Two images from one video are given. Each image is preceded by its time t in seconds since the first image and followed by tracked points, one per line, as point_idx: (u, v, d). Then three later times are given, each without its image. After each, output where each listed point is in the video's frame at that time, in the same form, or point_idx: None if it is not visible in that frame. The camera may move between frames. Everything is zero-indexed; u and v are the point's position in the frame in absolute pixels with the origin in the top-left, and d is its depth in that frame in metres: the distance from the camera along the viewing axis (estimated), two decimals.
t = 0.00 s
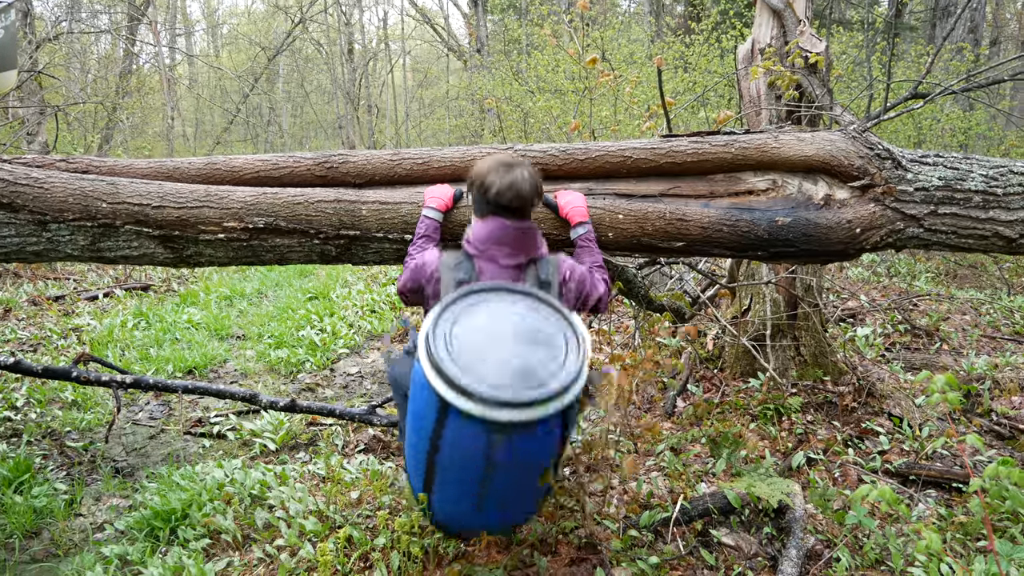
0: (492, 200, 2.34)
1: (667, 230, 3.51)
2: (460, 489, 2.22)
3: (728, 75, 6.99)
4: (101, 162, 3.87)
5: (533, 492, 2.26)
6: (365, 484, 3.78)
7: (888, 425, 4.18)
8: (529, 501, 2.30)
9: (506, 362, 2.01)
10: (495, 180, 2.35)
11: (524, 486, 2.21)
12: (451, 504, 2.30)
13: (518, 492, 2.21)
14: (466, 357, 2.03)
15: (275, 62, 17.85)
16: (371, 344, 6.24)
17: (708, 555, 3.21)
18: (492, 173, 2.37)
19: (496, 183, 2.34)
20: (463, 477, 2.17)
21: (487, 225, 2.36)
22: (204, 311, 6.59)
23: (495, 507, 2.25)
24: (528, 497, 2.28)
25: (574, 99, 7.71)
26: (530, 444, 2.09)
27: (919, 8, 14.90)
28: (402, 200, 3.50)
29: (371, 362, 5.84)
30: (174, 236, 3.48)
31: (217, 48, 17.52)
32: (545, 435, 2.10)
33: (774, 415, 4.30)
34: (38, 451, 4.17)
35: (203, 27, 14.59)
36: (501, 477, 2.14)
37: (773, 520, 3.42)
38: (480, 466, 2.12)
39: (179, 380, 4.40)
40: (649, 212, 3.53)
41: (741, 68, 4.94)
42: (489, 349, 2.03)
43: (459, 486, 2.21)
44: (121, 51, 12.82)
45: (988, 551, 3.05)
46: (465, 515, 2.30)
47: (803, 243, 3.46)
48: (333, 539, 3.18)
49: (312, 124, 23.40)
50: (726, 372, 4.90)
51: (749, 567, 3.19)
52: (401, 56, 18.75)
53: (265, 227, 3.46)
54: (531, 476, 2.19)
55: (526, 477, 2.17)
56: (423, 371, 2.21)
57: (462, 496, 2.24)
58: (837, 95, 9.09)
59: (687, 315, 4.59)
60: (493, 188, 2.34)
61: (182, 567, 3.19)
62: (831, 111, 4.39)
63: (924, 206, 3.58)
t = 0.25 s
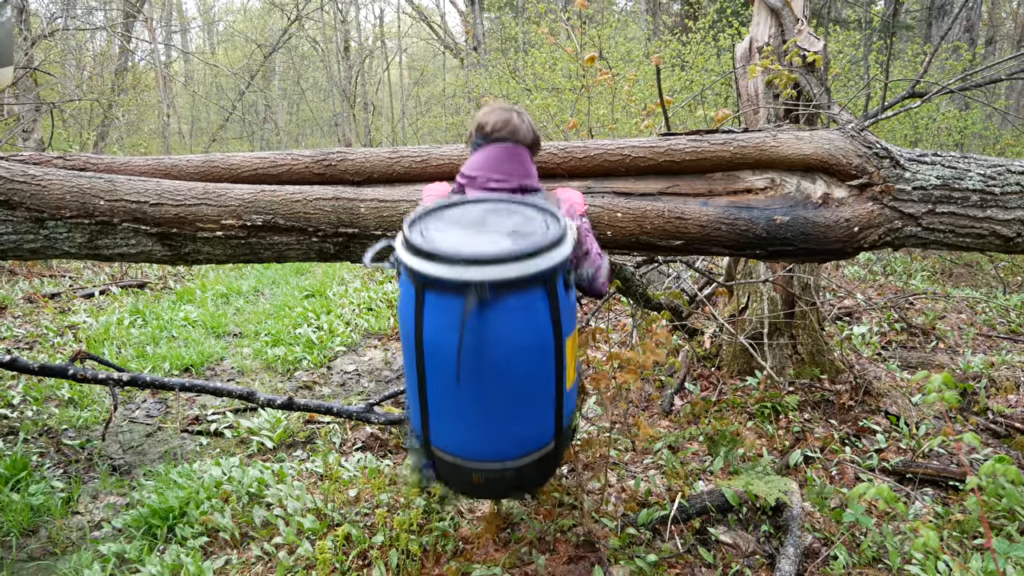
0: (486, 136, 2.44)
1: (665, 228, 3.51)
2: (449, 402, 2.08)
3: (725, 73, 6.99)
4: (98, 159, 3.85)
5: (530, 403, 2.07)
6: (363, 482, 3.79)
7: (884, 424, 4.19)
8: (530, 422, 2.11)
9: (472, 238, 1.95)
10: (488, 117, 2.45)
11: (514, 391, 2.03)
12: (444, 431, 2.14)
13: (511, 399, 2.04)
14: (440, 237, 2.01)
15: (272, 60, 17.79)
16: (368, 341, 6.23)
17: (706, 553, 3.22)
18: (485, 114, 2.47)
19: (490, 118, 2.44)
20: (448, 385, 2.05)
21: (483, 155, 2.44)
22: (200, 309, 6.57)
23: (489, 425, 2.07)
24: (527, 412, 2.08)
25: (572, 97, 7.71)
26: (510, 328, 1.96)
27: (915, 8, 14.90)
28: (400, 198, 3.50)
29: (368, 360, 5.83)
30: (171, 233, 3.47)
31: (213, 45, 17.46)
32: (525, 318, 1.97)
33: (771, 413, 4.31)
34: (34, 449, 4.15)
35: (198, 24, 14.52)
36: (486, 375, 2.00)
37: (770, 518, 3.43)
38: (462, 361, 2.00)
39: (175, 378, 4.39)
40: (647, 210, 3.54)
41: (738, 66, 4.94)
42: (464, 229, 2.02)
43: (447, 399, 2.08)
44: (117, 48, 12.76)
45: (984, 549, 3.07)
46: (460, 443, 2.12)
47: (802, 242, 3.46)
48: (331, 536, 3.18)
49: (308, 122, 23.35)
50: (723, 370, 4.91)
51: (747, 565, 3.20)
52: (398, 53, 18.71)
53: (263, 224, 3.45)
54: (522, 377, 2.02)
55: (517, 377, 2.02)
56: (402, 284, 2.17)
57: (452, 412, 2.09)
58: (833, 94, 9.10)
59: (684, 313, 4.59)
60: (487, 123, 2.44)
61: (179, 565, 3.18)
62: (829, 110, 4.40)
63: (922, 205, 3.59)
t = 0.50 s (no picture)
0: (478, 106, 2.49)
1: (664, 226, 3.51)
2: (430, 322, 2.07)
3: (723, 71, 6.98)
4: (95, 156, 3.84)
5: (511, 319, 2.03)
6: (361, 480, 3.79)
7: (882, 422, 4.20)
8: (514, 342, 2.06)
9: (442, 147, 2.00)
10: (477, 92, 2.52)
11: (494, 304, 2.01)
12: (429, 357, 2.11)
13: (491, 313, 2.01)
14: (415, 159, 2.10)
15: (268, 57, 17.74)
16: (366, 339, 6.22)
17: (705, 550, 3.22)
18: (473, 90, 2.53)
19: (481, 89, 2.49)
20: (429, 304, 2.04)
21: (477, 119, 2.42)
22: (197, 306, 6.56)
23: (471, 343, 2.04)
24: (509, 329, 2.04)
25: (569, 95, 7.69)
26: (484, 235, 1.97)
27: (911, 7, 14.90)
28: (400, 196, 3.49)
29: (366, 358, 5.82)
30: (169, 230, 3.46)
31: (209, 42, 17.40)
32: (498, 225, 1.98)
33: (769, 411, 4.31)
34: (32, 446, 4.14)
35: (194, 21, 14.47)
36: (463, 285, 1.99)
37: (768, 515, 3.44)
38: (440, 275, 2.00)
39: (173, 376, 4.38)
40: (646, 208, 3.53)
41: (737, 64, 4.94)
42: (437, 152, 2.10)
43: (428, 320, 2.07)
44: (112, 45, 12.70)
45: (981, 546, 3.08)
46: (445, 367, 2.09)
47: (800, 240, 3.47)
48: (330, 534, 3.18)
49: (304, 119, 23.30)
50: (721, 368, 4.91)
51: (745, 562, 3.21)
52: (395, 51, 18.67)
53: (261, 222, 3.44)
54: (499, 290, 2.00)
55: (495, 289, 1.99)
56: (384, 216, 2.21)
57: (434, 334, 2.07)
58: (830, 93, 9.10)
59: (682, 311, 4.59)
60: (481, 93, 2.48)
61: (178, 563, 3.18)
62: (827, 108, 4.40)
63: (920, 203, 3.60)
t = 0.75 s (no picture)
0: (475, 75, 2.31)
1: (663, 223, 3.51)
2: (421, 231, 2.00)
3: (721, 69, 6.97)
4: (93, 152, 3.84)
5: (508, 231, 1.98)
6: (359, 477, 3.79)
7: (879, 420, 4.20)
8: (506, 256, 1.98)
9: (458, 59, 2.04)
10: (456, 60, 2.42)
11: (491, 212, 1.95)
12: (415, 267, 2.02)
13: (486, 223, 1.95)
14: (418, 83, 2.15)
15: (265, 54, 17.69)
16: (363, 337, 6.21)
17: (703, 548, 3.22)
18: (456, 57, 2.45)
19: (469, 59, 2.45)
20: (421, 210, 1.99)
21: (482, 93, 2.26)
22: (194, 304, 6.54)
23: (460, 256, 1.96)
24: (502, 243, 1.97)
25: (567, 92, 7.68)
26: (489, 140, 1.97)
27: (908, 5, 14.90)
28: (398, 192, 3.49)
29: (363, 356, 5.82)
30: (167, 227, 3.45)
31: (206, 39, 17.35)
32: (504, 135, 1.98)
33: (767, 409, 4.31)
34: (28, 444, 4.13)
35: (191, 17, 14.42)
36: (462, 187, 1.95)
37: (766, 513, 3.44)
38: (438, 178, 1.96)
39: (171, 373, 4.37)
40: (645, 205, 3.53)
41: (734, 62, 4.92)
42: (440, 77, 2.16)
43: (420, 227, 2.00)
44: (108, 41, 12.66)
45: (979, 544, 3.08)
46: (430, 278, 1.99)
47: (799, 238, 3.46)
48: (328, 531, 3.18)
49: (301, 117, 23.25)
50: (719, 366, 4.91)
51: (743, 560, 3.21)
52: (392, 48, 18.62)
53: (260, 218, 3.43)
54: (498, 199, 1.96)
55: (494, 196, 1.95)
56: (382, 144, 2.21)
57: (427, 244, 1.99)
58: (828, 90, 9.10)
59: (680, 309, 4.59)
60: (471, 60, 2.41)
61: (175, 560, 3.17)
62: (826, 106, 4.40)
63: (918, 201, 3.61)
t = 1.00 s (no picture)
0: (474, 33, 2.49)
1: (660, 221, 3.49)
2: (409, 152, 2.01)
3: (719, 67, 6.97)
4: (88, 149, 3.82)
5: (495, 155, 1.99)
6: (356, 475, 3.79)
7: (876, 417, 4.21)
8: (493, 182, 1.99)
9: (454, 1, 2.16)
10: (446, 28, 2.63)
11: (481, 138, 1.98)
12: (402, 191, 2.02)
13: (476, 151, 1.97)
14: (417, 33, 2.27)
15: (262, 51, 17.63)
16: (360, 334, 6.21)
17: (699, 545, 3.22)
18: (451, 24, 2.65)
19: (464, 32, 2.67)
20: (410, 133, 2.02)
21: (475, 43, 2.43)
22: (191, 301, 6.53)
23: (446, 176, 1.96)
24: (492, 170, 1.99)
25: (564, 90, 7.67)
26: (483, 71, 2.04)
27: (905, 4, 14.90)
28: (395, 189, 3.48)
29: (360, 353, 5.81)
30: (163, 224, 3.44)
31: (202, 36, 17.29)
32: (496, 68, 2.06)
33: (763, 407, 4.32)
34: (24, 441, 4.12)
35: (188, 15, 14.37)
36: (453, 112, 1.98)
37: (762, 510, 3.45)
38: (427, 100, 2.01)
39: (167, 370, 4.36)
40: (642, 203, 3.51)
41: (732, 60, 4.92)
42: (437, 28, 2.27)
43: (408, 150, 2.02)
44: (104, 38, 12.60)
45: (975, 541, 3.09)
46: (415, 199, 1.99)
47: (796, 235, 3.47)
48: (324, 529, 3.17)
49: (298, 114, 23.21)
50: (715, 364, 4.92)
51: (739, 557, 3.21)
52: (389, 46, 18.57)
53: (256, 215, 3.42)
54: (487, 124, 1.99)
55: (484, 124, 1.99)
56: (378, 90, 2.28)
57: (413, 165, 2.00)
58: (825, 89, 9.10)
59: (677, 306, 4.59)
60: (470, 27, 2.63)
61: (171, 558, 3.17)
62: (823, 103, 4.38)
63: (915, 199, 3.61)
